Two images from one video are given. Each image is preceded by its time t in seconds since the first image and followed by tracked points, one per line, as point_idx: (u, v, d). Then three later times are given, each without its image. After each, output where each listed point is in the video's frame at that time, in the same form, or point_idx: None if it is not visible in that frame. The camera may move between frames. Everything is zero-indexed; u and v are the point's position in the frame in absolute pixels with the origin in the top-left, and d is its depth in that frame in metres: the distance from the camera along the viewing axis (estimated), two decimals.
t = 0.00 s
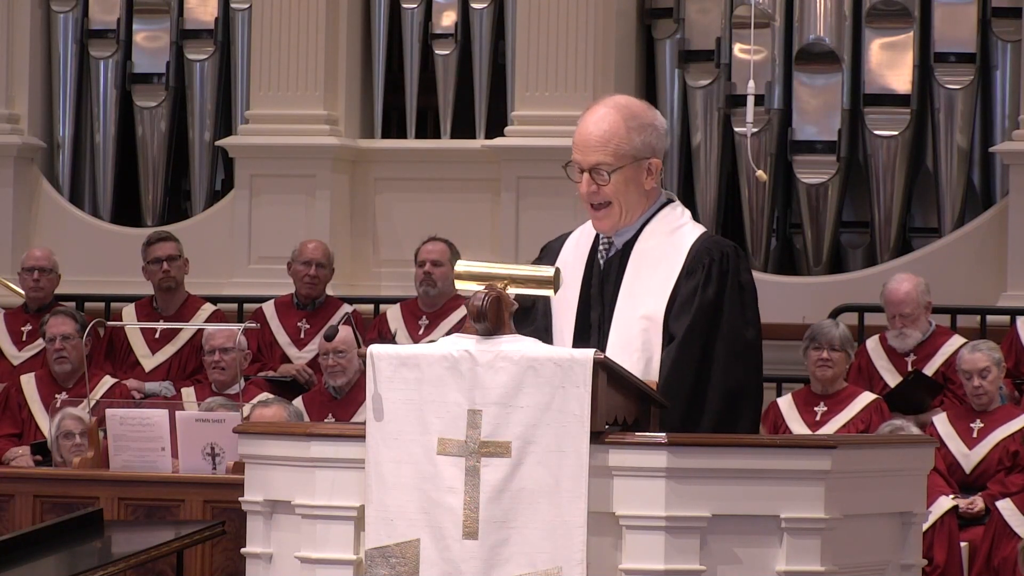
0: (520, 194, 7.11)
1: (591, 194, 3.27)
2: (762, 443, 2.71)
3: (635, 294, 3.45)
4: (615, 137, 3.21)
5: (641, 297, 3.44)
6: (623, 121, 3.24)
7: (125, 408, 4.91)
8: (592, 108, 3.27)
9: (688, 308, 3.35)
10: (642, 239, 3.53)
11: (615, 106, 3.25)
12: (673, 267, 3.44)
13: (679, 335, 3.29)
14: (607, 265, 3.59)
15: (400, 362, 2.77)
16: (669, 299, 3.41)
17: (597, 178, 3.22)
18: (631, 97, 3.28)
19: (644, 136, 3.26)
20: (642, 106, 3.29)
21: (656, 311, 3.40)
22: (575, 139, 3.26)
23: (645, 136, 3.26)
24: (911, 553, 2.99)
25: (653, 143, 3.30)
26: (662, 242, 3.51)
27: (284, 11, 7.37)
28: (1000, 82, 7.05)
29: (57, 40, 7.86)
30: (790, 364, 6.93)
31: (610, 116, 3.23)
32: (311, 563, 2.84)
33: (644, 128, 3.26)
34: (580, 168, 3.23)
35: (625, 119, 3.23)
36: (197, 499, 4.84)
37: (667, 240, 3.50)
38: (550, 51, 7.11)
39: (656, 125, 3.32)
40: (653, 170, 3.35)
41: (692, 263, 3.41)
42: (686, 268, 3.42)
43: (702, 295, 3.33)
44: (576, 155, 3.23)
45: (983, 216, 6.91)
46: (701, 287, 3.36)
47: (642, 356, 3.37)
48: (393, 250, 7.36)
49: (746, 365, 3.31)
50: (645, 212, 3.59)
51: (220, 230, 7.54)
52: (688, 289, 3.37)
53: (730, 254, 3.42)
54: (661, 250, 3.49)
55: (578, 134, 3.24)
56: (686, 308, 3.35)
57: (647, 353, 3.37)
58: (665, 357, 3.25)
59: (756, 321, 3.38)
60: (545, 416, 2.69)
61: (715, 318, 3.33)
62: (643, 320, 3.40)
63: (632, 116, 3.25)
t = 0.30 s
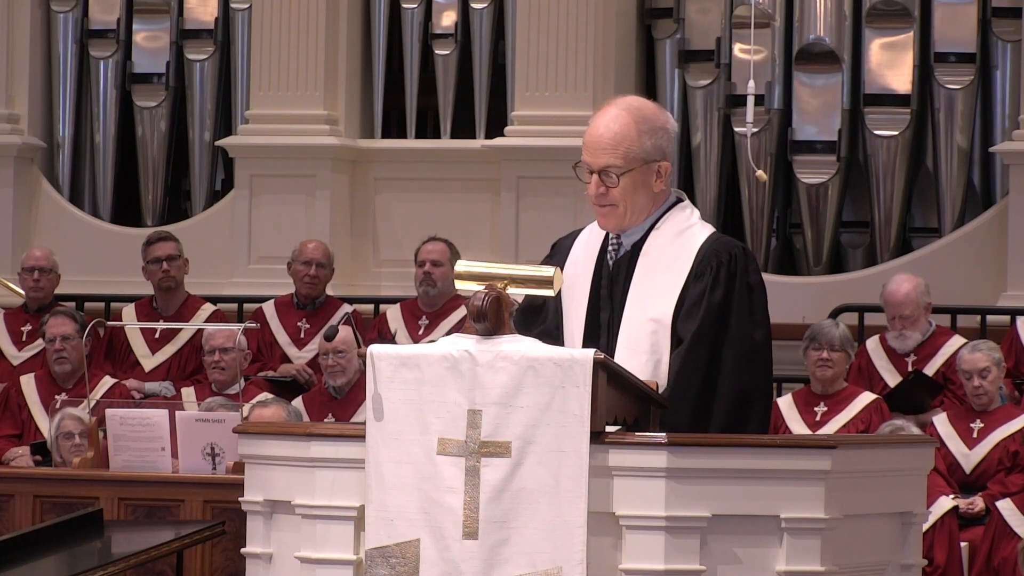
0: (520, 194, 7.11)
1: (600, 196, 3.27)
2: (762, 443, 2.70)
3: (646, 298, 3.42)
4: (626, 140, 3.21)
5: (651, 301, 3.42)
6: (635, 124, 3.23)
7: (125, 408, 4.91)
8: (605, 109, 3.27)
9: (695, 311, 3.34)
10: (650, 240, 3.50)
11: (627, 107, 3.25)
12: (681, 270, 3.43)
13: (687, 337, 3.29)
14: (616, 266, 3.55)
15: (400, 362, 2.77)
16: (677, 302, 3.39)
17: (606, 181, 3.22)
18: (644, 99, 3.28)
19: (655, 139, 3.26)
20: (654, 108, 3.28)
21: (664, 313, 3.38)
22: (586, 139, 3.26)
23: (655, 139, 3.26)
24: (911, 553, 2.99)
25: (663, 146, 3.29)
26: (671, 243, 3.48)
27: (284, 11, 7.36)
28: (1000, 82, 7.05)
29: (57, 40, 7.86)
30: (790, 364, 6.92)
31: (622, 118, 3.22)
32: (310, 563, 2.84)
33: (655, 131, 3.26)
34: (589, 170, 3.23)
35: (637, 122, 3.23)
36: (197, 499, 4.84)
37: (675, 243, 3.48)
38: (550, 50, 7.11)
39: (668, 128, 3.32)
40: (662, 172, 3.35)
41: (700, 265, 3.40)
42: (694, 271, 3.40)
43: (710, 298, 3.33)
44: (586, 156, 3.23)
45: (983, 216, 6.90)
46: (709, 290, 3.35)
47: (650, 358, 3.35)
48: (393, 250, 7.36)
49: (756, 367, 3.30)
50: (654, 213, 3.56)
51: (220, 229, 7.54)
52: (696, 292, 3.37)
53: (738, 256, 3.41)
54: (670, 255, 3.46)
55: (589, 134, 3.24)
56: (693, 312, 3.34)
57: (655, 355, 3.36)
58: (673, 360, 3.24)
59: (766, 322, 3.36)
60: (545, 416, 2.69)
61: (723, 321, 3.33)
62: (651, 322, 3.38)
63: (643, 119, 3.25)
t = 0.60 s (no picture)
0: (520, 194, 7.11)
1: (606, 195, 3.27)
2: (762, 443, 2.70)
3: (650, 297, 3.41)
4: (633, 138, 3.21)
5: (654, 301, 3.41)
6: (642, 123, 3.23)
7: (125, 408, 4.91)
8: (612, 108, 3.27)
9: (698, 309, 3.33)
10: (655, 240, 3.50)
11: (634, 107, 3.25)
12: (685, 269, 3.42)
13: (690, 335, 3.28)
14: (619, 265, 3.55)
15: (400, 361, 2.77)
16: (680, 300, 3.38)
17: (612, 178, 3.22)
18: (652, 99, 3.28)
19: (662, 140, 3.26)
20: (662, 109, 3.29)
21: (668, 313, 3.37)
22: (593, 138, 3.27)
23: (662, 140, 3.26)
24: (911, 553, 2.99)
25: (669, 147, 3.29)
26: (676, 243, 3.47)
27: (284, 11, 7.36)
28: (1000, 82, 7.05)
29: (57, 40, 7.86)
30: (790, 364, 6.91)
31: (629, 117, 3.22)
32: (310, 563, 2.84)
33: (662, 131, 3.26)
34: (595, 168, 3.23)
35: (645, 122, 3.23)
36: (197, 499, 4.84)
37: (680, 242, 3.47)
38: (550, 50, 7.11)
39: (674, 129, 3.31)
40: (668, 174, 3.35)
41: (704, 264, 3.39)
42: (698, 269, 3.39)
43: (712, 297, 3.32)
44: (593, 154, 3.23)
45: (983, 215, 6.90)
46: (712, 288, 3.34)
47: (653, 357, 3.33)
48: (392, 250, 7.36)
49: (758, 367, 3.29)
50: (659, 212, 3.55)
51: (220, 229, 7.54)
52: (699, 290, 3.36)
53: (741, 255, 3.40)
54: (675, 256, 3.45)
55: (597, 133, 3.24)
56: (695, 310, 3.33)
57: (658, 354, 3.33)
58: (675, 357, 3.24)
59: (769, 321, 3.36)
60: (545, 416, 2.69)
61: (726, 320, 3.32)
62: (654, 321, 3.36)
63: (650, 119, 3.25)
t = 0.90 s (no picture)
0: (520, 194, 7.11)
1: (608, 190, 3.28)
2: (762, 443, 2.70)
3: (653, 296, 3.40)
4: (637, 137, 3.21)
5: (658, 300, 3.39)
6: (648, 122, 3.23)
7: (124, 408, 4.91)
8: (619, 107, 3.27)
9: (700, 307, 3.30)
10: (660, 238, 3.48)
11: (641, 107, 3.25)
12: (688, 267, 3.39)
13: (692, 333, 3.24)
14: (624, 265, 3.53)
15: (400, 361, 2.78)
16: (683, 298, 3.36)
17: (614, 176, 3.23)
18: (660, 99, 3.28)
19: (666, 139, 3.25)
20: (668, 108, 3.28)
21: (670, 311, 3.35)
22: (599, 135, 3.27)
23: (667, 139, 3.26)
24: (911, 553, 3.00)
25: (675, 147, 3.28)
26: (680, 242, 3.45)
27: (284, 11, 7.36)
28: (1000, 82, 7.05)
29: (57, 40, 7.86)
30: (790, 365, 6.91)
31: (634, 116, 3.22)
32: (310, 563, 2.84)
33: (667, 131, 3.26)
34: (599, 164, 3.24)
35: (650, 120, 3.22)
36: (197, 499, 4.84)
37: (684, 241, 3.45)
38: (550, 51, 7.11)
39: (680, 129, 3.31)
40: (672, 173, 3.35)
41: (707, 264, 3.35)
42: (701, 268, 3.36)
43: (715, 295, 3.29)
44: (597, 150, 3.24)
45: (984, 216, 6.90)
46: (716, 287, 3.31)
47: (656, 356, 3.31)
48: (392, 250, 7.36)
49: (760, 367, 3.27)
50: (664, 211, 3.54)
51: (220, 229, 7.54)
52: (703, 289, 3.32)
53: (745, 255, 3.37)
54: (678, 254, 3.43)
55: (602, 131, 3.25)
56: (698, 308, 3.30)
57: (660, 353, 3.32)
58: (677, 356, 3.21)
59: (772, 322, 3.34)
60: (546, 415, 2.69)
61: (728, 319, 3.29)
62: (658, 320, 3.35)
63: (656, 119, 3.25)
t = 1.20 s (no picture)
0: (520, 194, 7.11)
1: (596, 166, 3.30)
2: (762, 443, 2.71)
3: (654, 294, 3.37)
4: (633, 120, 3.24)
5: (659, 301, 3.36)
6: (649, 109, 3.27)
7: (124, 408, 4.92)
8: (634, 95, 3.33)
9: (704, 304, 3.28)
10: (661, 237, 3.44)
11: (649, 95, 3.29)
12: (690, 267, 3.36)
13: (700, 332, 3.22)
14: (625, 263, 3.50)
15: (400, 362, 2.78)
16: (686, 294, 3.34)
17: (600, 150, 3.26)
18: (672, 95, 3.30)
19: (661, 128, 3.25)
20: (675, 104, 3.29)
21: (672, 309, 3.33)
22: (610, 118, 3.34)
23: (664, 131, 3.26)
24: (911, 554, 3.00)
25: (669, 140, 3.26)
26: (681, 242, 3.41)
27: (284, 11, 7.36)
28: (1000, 82, 7.05)
29: (57, 40, 7.86)
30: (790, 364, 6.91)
31: (637, 100, 3.26)
32: (310, 563, 2.83)
33: (668, 124, 3.27)
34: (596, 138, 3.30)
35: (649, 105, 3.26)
36: (197, 499, 4.85)
37: (686, 241, 3.41)
38: (550, 51, 7.11)
39: (687, 132, 3.31)
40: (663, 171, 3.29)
41: (709, 263, 3.33)
42: (703, 267, 3.33)
43: (720, 294, 3.27)
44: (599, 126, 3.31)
45: (984, 216, 6.91)
46: (721, 285, 3.28)
47: (657, 355, 3.30)
48: (392, 250, 7.36)
49: (765, 365, 3.27)
50: (663, 210, 3.48)
51: (220, 229, 7.54)
52: (707, 287, 3.29)
53: (747, 253, 3.35)
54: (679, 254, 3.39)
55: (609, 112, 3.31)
56: (703, 305, 3.27)
57: (662, 353, 3.30)
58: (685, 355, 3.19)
59: (775, 321, 3.34)
60: (546, 415, 2.69)
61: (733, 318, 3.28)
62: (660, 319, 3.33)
63: (659, 110, 3.27)
